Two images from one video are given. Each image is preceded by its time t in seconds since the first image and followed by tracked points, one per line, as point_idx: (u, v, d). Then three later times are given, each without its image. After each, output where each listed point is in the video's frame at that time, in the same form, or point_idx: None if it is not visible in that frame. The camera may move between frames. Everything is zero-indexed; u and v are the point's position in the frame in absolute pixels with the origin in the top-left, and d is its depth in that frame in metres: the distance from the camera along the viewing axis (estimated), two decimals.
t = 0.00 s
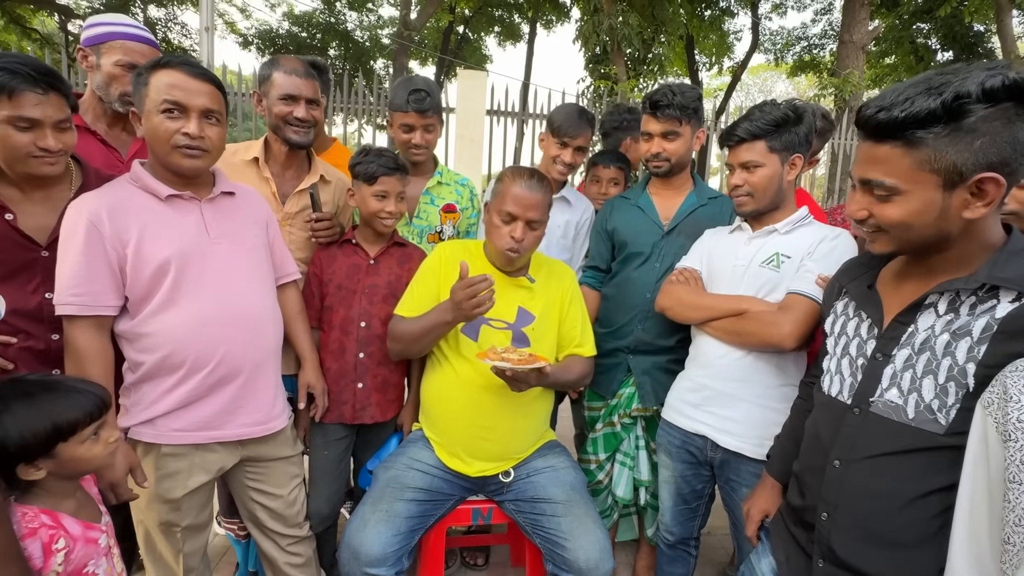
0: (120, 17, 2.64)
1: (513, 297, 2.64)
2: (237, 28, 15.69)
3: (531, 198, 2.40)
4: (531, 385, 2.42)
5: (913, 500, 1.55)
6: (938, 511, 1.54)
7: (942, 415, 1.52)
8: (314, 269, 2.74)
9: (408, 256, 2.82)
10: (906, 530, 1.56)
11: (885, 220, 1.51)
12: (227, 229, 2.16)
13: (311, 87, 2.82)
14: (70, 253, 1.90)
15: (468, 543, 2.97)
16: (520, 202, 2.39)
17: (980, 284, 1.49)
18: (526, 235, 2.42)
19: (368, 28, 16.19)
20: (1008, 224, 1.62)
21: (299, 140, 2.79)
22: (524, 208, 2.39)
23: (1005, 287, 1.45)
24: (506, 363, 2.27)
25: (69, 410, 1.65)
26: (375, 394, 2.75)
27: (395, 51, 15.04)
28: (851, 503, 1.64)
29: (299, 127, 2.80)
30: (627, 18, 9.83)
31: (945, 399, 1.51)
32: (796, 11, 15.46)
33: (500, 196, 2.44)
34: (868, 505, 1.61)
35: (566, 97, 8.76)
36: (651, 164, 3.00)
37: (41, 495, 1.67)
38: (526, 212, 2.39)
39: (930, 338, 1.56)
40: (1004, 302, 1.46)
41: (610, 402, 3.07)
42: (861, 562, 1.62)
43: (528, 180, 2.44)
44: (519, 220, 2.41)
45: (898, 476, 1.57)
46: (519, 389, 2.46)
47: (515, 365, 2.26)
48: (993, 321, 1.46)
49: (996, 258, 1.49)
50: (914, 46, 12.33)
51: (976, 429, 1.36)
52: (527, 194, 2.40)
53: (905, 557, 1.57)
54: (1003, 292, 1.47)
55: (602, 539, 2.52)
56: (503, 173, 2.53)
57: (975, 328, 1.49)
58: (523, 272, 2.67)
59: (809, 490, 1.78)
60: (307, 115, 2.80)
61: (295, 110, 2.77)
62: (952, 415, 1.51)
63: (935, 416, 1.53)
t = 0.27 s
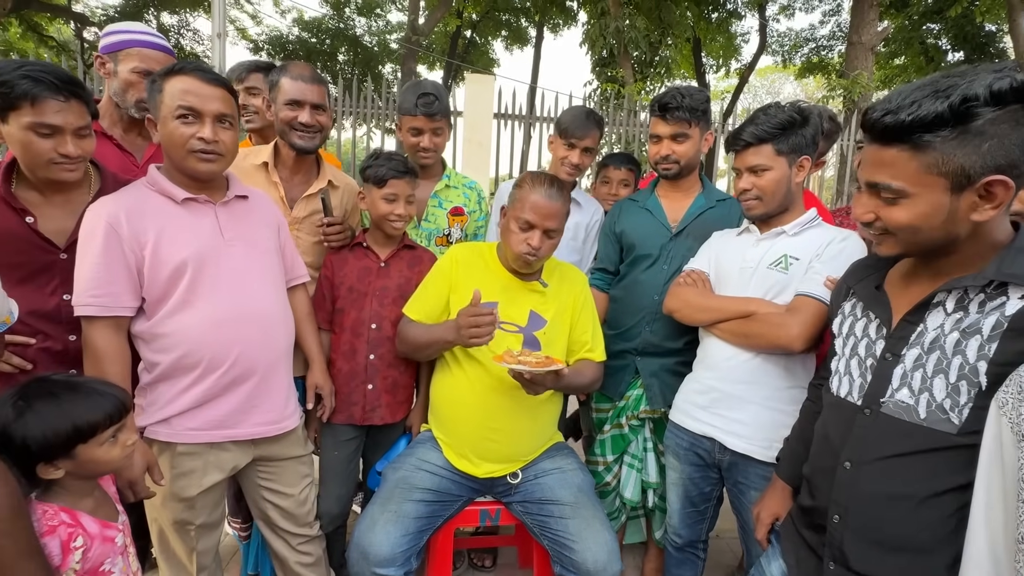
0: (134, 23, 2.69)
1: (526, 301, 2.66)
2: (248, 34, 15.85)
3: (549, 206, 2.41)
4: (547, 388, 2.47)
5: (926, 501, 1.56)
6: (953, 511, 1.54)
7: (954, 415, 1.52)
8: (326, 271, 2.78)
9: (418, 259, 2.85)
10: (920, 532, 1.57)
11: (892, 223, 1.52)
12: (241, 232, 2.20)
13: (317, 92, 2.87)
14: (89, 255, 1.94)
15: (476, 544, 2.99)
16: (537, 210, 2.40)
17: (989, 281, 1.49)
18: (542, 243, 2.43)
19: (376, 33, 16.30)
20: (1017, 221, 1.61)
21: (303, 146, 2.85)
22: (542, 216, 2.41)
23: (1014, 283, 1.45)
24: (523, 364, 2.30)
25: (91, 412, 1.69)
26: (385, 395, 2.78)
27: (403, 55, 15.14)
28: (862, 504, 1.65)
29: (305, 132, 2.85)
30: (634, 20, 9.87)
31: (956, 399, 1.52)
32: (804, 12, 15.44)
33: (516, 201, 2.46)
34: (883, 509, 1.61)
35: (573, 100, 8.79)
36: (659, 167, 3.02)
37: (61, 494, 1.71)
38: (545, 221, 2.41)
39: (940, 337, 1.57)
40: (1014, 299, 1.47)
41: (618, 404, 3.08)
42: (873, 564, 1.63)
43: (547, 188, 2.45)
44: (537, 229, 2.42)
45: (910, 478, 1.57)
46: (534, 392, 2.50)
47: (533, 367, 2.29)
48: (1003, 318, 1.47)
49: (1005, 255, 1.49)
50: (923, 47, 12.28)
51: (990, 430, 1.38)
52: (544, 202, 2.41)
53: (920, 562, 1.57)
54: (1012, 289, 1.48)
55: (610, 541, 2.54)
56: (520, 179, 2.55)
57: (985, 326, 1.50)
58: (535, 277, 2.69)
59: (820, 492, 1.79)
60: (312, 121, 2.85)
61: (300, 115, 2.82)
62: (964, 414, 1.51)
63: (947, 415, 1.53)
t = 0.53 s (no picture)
0: (147, 30, 2.76)
1: (540, 304, 2.67)
2: (257, 40, 15.98)
3: (566, 208, 2.42)
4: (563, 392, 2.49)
5: (948, 507, 1.54)
6: (970, 518, 1.53)
7: (972, 417, 1.52)
8: (337, 274, 2.81)
9: (427, 261, 2.87)
10: (938, 539, 1.56)
11: (899, 222, 1.53)
12: (253, 234, 2.23)
13: (322, 96, 2.90)
14: (106, 257, 1.97)
15: (484, 546, 2.97)
16: (554, 212, 2.41)
17: (1003, 282, 1.49)
18: (559, 246, 2.43)
19: (384, 37, 16.38)
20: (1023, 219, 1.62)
21: (310, 149, 2.88)
22: (559, 219, 2.42)
23: None
24: (539, 369, 2.31)
25: (103, 413, 1.71)
26: (395, 396, 2.80)
27: (411, 59, 15.22)
28: (881, 511, 1.64)
29: (311, 136, 2.88)
30: (640, 23, 9.89)
31: (973, 401, 1.51)
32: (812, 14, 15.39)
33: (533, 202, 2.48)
34: (902, 516, 1.61)
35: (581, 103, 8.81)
36: (674, 166, 3.01)
37: (77, 492, 1.74)
38: (562, 223, 2.42)
39: (953, 339, 1.57)
40: None
41: (626, 406, 3.09)
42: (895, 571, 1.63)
43: (565, 193, 2.46)
44: (554, 231, 2.43)
45: (928, 483, 1.57)
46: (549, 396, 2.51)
47: (549, 372, 2.30)
48: (1018, 318, 1.47)
49: (1017, 256, 1.49)
50: (933, 47, 12.19)
51: (999, 432, 1.38)
52: (562, 204, 2.42)
53: (940, 568, 1.56)
54: None
55: (619, 543, 2.54)
56: (538, 181, 2.56)
57: (1000, 326, 1.50)
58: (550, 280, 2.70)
59: (837, 498, 1.79)
60: (318, 124, 2.88)
61: (306, 120, 2.86)
62: (982, 416, 1.51)
63: (965, 417, 1.53)
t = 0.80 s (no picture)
0: (157, 35, 2.82)
1: (551, 308, 2.69)
2: (267, 45, 16.13)
3: (579, 216, 2.43)
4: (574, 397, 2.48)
5: (953, 512, 1.55)
6: (977, 525, 1.53)
7: (978, 423, 1.52)
8: (346, 278, 2.85)
9: (435, 265, 2.89)
10: (947, 545, 1.56)
11: (902, 228, 1.54)
12: (265, 239, 2.26)
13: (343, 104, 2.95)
14: (122, 262, 2.01)
15: (492, 548, 2.95)
16: (568, 220, 2.43)
17: (1012, 288, 1.49)
18: (571, 252, 2.45)
19: (393, 42, 16.46)
20: None
21: (324, 153, 2.93)
22: (573, 227, 2.43)
23: None
24: (549, 373, 2.33)
25: (117, 417, 1.74)
26: (404, 400, 2.82)
27: (419, 63, 15.30)
28: (888, 515, 1.65)
29: (325, 140, 2.92)
30: (647, 25, 9.92)
31: (980, 406, 1.52)
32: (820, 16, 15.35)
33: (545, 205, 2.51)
34: (908, 520, 1.61)
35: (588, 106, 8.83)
36: (681, 170, 3.03)
37: (92, 493, 1.77)
38: (575, 231, 2.43)
39: (961, 344, 1.57)
40: None
41: (634, 410, 3.09)
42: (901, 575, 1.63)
43: (579, 200, 2.47)
44: (567, 239, 2.45)
45: (935, 488, 1.57)
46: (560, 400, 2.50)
47: (560, 376, 2.31)
48: None
49: None
50: (944, 48, 12.09)
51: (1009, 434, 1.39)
52: (575, 212, 2.44)
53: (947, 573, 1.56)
54: None
55: (627, 548, 2.54)
56: (552, 188, 2.58)
57: (1008, 332, 1.50)
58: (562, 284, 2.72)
59: (844, 503, 1.79)
60: (333, 130, 2.92)
61: (321, 125, 2.89)
62: (989, 422, 1.51)
63: (971, 423, 1.53)
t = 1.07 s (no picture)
0: (164, 43, 2.85)
1: (560, 314, 2.70)
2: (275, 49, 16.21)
3: (591, 223, 2.44)
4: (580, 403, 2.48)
5: (964, 525, 1.55)
6: (990, 536, 1.54)
7: (993, 435, 1.53)
8: (354, 283, 2.86)
9: (443, 271, 2.90)
10: (960, 558, 1.56)
11: (915, 238, 1.53)
12: (276, 245, 2.28)
13: (351, 110, 2.95)
14: (136, 269, 2.03)
15: (500, 555, 2.97)
16: (579, 226, 2.43)
17: None
18: (583, 260, 2.46)
19: (399, 45, 16.51)
20: None
21: (335, 158, 2.95)
22: (585, 233, 2.44)
23: None
24: (556, 382, 2.33)
25: (133, 421, 1.76)
26: (412, 405, 2.82)
27: (425, 67, 15.35)
28: (899, 526, 1.64)
29: (337, 146, 2.95)
30: (654, 28, 9.94)
31: (995, 419, 1.52)
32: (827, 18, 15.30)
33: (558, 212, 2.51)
34: (920, 532, 1.61)
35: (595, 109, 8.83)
36: (687, 173, 3.03)
37: (106, 498, 1.78)
38: (587, 237, 2.44)
39: (976, 356, 1.57)
40: None
41: (643, 416, 3.09)
42: None
43: (590, 206, 2.48)
44: (579, 246, 2.45)
45: (947, 500, 1.57)
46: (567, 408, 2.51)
47: (564, 385, 2.31)
48: None
49: None
50: (954, 49, 12.00)
51: None
52: (587, 219, 2.44)
53: None
54: None
55: (636, 555, 2.54)
56: (563, 194, 2.58)
57: None
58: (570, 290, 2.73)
59: (854, 513, 1.78)
60: (344, 136, 2.94)
61: (333, 131, 2.91)
62: (1003, 435, 1.52)
63: (986, 436, 1.54)
